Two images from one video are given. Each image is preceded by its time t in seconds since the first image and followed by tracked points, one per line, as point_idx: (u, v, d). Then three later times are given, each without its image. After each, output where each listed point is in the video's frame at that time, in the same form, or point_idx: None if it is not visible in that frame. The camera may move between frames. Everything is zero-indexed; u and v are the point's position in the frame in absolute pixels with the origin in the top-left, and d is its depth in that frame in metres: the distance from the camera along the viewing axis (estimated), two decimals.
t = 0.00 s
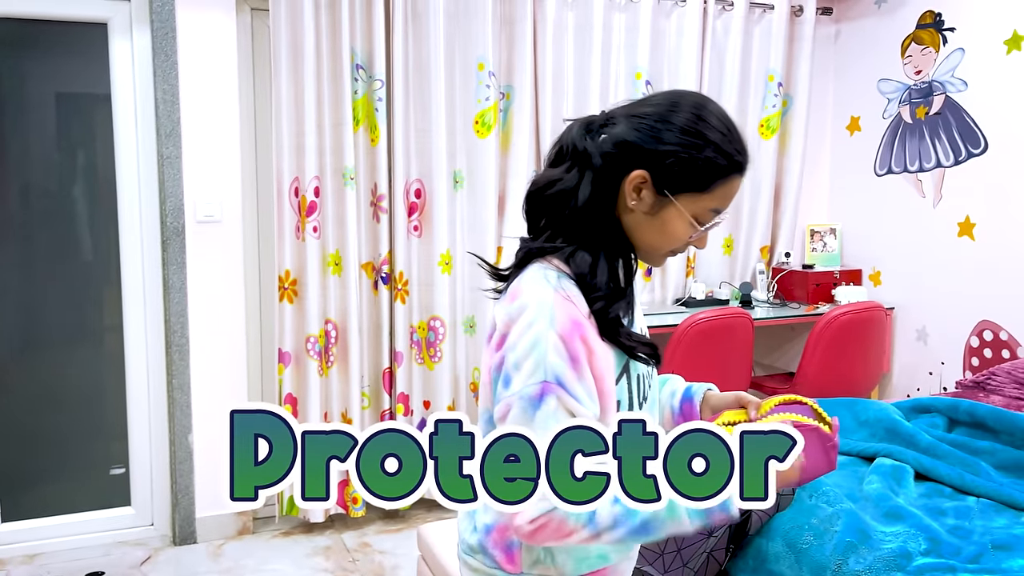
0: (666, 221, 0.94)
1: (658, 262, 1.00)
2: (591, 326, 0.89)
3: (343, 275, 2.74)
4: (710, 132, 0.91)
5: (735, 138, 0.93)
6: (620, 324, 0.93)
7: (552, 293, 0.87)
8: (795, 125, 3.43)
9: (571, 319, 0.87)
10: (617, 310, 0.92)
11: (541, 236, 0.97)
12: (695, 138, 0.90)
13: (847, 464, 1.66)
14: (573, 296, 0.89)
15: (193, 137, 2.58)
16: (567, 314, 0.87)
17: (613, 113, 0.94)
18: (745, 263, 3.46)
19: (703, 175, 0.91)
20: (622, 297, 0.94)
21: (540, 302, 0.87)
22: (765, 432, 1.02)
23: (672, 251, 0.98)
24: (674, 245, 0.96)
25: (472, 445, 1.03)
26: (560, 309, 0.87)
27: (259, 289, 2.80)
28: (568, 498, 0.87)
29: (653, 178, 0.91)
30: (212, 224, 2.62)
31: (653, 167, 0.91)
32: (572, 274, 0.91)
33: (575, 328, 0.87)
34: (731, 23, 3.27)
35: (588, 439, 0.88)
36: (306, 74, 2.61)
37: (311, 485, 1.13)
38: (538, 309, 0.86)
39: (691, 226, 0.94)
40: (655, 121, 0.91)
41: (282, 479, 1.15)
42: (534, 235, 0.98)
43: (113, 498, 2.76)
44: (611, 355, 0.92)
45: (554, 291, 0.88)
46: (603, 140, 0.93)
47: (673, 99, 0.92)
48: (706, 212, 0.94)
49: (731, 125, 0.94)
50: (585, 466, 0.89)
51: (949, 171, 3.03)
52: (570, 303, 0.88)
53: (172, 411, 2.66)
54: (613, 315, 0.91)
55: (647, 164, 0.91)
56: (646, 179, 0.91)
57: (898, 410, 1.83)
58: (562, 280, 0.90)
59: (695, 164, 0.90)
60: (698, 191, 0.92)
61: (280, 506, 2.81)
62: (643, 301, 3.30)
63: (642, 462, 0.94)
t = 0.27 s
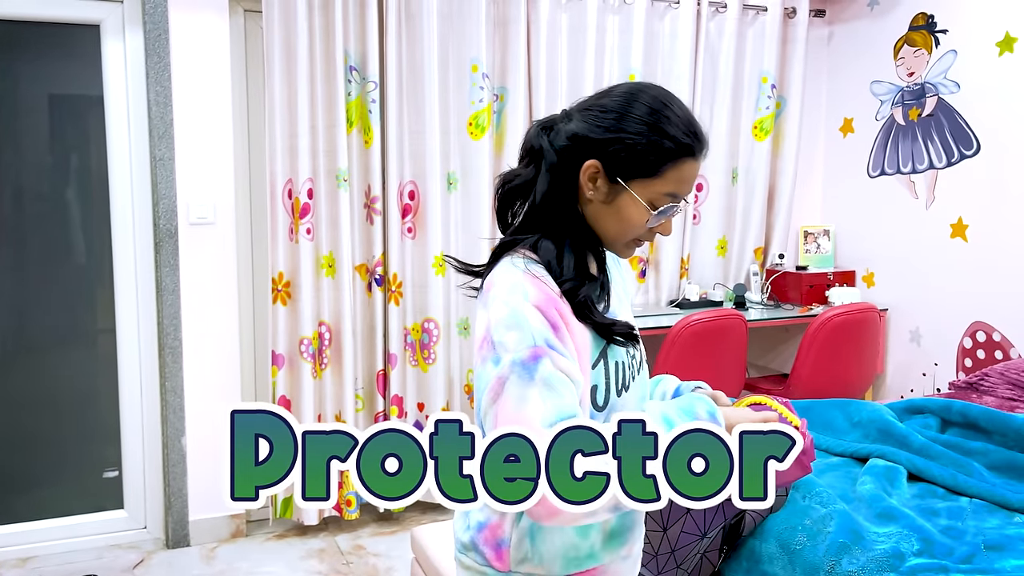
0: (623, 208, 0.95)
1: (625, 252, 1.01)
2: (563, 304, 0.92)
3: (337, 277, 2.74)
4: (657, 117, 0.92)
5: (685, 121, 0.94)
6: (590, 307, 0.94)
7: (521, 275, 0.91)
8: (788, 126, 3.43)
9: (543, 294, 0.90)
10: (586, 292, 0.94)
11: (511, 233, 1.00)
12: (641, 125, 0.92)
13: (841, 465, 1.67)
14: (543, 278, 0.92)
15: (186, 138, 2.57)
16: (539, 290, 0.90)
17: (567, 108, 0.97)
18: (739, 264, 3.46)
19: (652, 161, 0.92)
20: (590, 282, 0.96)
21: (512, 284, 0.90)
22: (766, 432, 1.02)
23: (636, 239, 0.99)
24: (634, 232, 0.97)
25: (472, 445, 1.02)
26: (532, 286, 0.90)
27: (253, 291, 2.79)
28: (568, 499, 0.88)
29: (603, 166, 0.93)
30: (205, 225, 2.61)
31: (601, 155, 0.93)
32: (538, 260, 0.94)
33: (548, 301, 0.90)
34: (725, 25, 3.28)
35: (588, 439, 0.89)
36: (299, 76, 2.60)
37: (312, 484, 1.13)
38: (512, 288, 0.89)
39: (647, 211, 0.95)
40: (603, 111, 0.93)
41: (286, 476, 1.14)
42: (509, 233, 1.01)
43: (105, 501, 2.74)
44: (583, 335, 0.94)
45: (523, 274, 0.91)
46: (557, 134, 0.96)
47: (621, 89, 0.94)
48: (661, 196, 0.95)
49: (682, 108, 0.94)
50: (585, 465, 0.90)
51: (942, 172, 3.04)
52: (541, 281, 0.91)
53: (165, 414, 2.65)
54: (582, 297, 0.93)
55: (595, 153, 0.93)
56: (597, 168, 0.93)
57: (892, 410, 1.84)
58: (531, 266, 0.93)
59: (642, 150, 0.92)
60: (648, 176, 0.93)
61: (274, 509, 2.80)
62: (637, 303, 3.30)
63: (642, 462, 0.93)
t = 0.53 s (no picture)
0: (608, 205, 0.96)
1: (616, 248, 1.02)
2: (551, 297, 0.92)
3: (339, 279, 2.73)
4: (634, 113, 0.93)
5: (667, 116, 0.94)
6: (578, 300, 0.95)
7: (509, 269, 0.92)
8: (790, 128, 3.43)
9: (530, 287, 0.90)
10: (574, 286, 0.94)
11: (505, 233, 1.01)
12: (620, 120, 0.92)
13: (845, 466, 1.66)
14: (532, 273, 0.93)
15: (188, 141, 2.57)
16: (526, 283, 0.91)
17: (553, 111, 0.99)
18: (741, 266, 3.46)
19: (632, 156, 0.93)
20: (579, 276, 0.96)
21: (500, 278, 0.91)
22: (756, 431, 1.02)
23: (625, 235, 1.00)
24: (621, 227, 0.98)
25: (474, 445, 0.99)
26: (519, 279, 0.90)
27: (255, 293, 2.79)
28: (567, 498, 0.90)
29: (588, 164, 0.94)
30: (208, 228, 2.62)
31: (585, 154, 0.94)
32: (532, 260, 0.94)
33: (534, 294, 0.90)
34: (726, 27, 3.28)
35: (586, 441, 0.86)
36: (301, 78, 2.60)
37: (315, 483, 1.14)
38: (499, 281, 0.90)
39: (633, 206, 0.96)
40: (583, 110, 0.94)
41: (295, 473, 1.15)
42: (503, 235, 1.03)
43: (108, 503, 2.74)
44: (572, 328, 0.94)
45: (511, 269, 0.92)
46: (543, 136, 0.98)
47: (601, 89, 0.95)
48: (644, 190, 0.95)
49: (664, 104, 0.95)
50: (582, 465, 0.88)
51: (944, 173, 3.04)
52: (529, 276, 0.92)
53: (168, 416, 2.65)
54: (570, 291, 0.94)
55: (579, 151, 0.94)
56: (583, 166, 0.94)
57: (894, 411, 1.83)
58: (520, 262, 0.93)
59: (621, 146, 0.93)
60: (630, 172, 0.94)
61: (276, 511, 2.80)
62: (639, 304, 3.30)
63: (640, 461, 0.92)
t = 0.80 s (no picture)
0: (567, 183, 0.93)
1: (601, 236, 0.94)
2: (541, 303, 0.89)
3: (345, 282, 2.73)
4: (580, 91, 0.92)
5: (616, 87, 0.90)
6: (571, 292, 0.91)
7: (503, 279, 0.90)
8: (796, 130, 3.42)
9: (518, 297, 0.88)
10: (564, 279, 0.91)
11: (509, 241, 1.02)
12: (566, 100, 0.92)
13: (854, 470, 1.66)
14: (528, 281, 0.90)
15: (195, 144, 2.58)
16: (515, 294, 0.88)
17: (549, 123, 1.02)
18: (747, 268, 3.45)
19: (575, 128, 0.91)
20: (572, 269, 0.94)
21: (491, 291, 0.90)
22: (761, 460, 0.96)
23: (599, 217, 0.92)
24: (582, 204, 0.92)
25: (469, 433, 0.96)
26: (508, 291, 0.88)
27: (261, 295, 2.79)
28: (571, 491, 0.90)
29: (550, 149, 0.93)
30: (214, 230, 2.62)
31: (547, 141, 0.94)
32: (525, 260, 0.92)
33: (523, 306, 0.87)
34: (732, 29, 3.28)
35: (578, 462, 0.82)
36: (307, 81, 2.61)
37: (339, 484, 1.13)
38: (490, 296, 0.89)
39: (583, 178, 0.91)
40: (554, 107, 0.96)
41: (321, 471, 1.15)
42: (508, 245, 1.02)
43: (113, 506, 2.74)
44: (569, 330, 0.91)
45: (507, 278, 0.90)
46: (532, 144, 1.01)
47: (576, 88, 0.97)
48: (592, 160, 0.90)
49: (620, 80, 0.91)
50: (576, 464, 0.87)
51: (951, 176, 3.03)
52: (522, 286, 0.89)
53: (174, 419, 2.65)
54: (562, 284, 0.91)
55: (544, 142, 0.94)
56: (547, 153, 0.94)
57: (904, 415, 1.82)
58: (519, 269, 0.91)
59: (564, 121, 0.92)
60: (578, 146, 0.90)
61: (282, 513, 2.80)
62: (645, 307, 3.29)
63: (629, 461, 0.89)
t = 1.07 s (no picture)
0: (563, 204, 0.91)
1: (592, 253, 0.93)
2: (530, 301, 0.89)
3: (348, 284, 2.73)
4: (583, 111, 0.88)
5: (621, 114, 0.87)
6: (558, 288, 0.91)
7: (494, 283, 0.91)
8: (801, 133, 3.41)
9: (508, 299, 0.89)
10: (549, 275, 0.91)
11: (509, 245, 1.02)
12: (569, 120, 0.89)
13: (860, 475, 1.65)
14: (517, 282, 0.91)
15: (198, 146, 2.57)
16: (505, 296, 0.89)
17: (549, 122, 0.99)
18: (752, 271, 3.44)
19: (575, 153, 0.88)
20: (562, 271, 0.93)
21: (482, 298, 0.91)
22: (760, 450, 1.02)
23: (592, 239, 0.92)
24: (579, 228, 0.91)
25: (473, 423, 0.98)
26: (498, 293, 0.89)
27: (264, 298, 2.78)
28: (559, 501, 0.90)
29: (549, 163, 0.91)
30: (218, 233, 2.61)
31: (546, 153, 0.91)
32: (513, 263, 0.93)
33: (512, 306, 0.88)
34: (736, 32, 3.27)
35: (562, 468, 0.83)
36: (311, 84, 2.60)
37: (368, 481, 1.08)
38: (481, 303, 0.91)
39: (581, 204, 0.89)
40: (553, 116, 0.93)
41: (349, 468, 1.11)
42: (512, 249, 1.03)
43: (117, 509, 2.74)
44: (562, 328, 0.90)
45: (497, 282, 0.91)
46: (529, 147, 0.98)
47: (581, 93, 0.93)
48: (593, 188, 0.88)
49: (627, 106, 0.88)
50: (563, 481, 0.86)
51: (957, 179, 3.02)
52: (512, 288, 0.90)
53: (177, 421, 2.64)
54: (548, 283, 0.91)
55: (544, 152, 0.92)
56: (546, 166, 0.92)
57: (911, 419, 1.81)
58: (508, 273, 0.92)
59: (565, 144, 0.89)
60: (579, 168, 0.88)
61: (285, 516, 2.79)
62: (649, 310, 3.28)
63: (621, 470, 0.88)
